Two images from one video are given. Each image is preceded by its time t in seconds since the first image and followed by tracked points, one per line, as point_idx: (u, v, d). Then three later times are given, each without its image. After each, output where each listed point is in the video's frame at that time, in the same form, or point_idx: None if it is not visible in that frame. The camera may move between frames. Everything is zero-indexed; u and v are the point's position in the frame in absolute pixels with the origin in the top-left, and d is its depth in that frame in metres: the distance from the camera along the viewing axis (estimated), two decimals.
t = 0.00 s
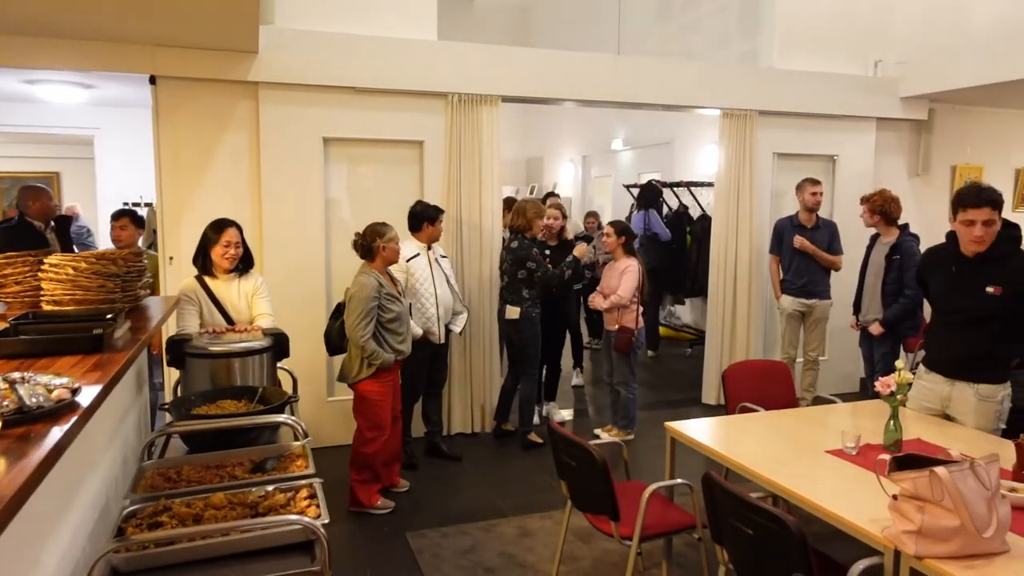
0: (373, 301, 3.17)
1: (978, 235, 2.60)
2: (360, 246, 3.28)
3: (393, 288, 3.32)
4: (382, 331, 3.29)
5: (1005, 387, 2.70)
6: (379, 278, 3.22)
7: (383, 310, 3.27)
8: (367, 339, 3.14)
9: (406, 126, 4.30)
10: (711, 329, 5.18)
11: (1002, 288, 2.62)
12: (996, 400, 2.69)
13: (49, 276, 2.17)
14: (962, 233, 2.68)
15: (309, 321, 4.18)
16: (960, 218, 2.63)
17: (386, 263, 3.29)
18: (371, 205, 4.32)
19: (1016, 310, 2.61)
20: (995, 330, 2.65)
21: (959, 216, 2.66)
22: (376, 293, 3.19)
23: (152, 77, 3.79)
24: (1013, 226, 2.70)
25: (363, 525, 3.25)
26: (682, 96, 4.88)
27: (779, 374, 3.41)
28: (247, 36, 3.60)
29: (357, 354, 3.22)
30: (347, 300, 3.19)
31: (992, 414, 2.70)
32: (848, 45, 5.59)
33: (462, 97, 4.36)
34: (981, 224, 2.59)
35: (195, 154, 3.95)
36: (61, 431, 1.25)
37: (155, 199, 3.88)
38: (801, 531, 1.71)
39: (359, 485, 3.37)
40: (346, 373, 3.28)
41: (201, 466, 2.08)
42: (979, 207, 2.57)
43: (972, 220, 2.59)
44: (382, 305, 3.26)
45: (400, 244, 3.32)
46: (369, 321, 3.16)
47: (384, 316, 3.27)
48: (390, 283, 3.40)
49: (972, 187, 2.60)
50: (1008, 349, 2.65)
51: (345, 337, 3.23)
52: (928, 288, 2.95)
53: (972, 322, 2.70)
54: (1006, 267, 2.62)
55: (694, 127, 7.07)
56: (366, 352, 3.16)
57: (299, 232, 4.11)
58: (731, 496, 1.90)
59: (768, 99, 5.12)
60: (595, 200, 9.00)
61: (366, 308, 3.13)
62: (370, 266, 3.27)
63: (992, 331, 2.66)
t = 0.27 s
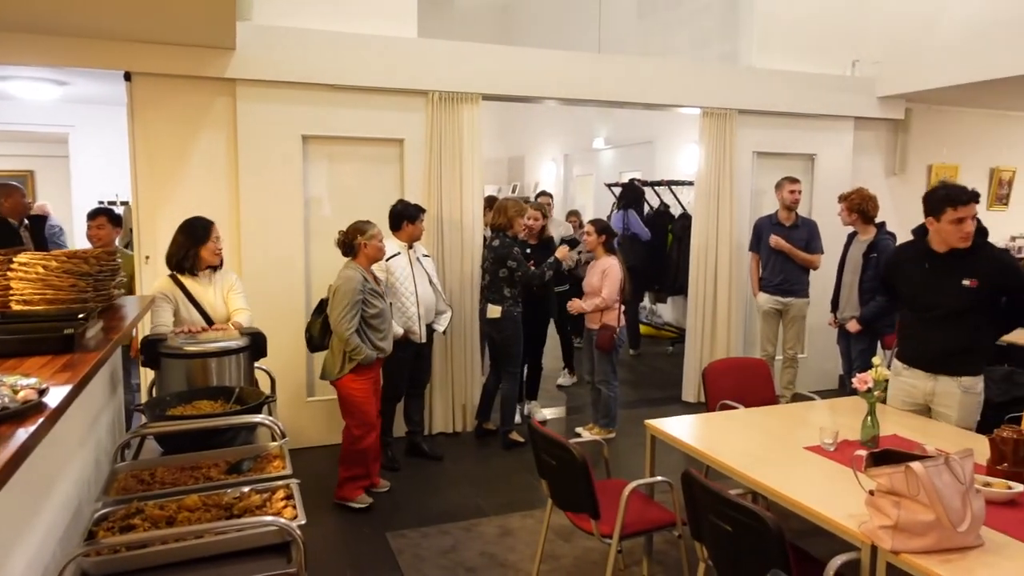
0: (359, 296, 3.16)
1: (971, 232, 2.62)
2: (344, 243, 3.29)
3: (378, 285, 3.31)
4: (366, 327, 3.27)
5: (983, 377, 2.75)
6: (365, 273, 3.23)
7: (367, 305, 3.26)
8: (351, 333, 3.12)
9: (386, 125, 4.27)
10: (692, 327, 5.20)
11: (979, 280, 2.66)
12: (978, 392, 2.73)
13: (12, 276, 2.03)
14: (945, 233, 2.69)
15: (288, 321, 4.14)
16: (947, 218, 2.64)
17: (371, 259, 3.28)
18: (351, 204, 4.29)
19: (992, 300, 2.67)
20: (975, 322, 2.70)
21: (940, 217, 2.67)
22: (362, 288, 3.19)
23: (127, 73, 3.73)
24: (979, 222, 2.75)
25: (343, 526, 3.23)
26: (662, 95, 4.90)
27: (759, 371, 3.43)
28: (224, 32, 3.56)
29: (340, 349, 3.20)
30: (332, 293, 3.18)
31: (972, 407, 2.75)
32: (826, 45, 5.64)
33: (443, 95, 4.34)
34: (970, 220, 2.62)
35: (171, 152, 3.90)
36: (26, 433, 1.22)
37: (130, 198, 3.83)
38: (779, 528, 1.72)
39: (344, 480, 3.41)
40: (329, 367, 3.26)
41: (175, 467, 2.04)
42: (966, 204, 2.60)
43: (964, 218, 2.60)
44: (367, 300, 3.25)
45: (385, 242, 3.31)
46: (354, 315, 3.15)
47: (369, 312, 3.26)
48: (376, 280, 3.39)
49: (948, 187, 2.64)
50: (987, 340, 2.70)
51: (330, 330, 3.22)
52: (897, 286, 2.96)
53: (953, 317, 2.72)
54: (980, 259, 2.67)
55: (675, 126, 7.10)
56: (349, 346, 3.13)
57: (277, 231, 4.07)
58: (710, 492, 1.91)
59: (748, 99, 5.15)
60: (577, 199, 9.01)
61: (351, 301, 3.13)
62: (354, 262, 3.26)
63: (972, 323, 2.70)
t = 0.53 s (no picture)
0: (338, 295, 3.14)
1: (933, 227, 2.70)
2: (325, 242, 3.28)
3: (358, 285, 3.29)
4: (344, 327, 3.25)
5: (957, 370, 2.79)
6: (345, 272, 3.21)
7: (346, 305, 3.24)
8: (329, 332, 3.10)
9: (366, 124, 4.24)
10: (673, 326, 5.22)
11: (950, 275, 2.73)
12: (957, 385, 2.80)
13: None
14: (908, 233, 2.74)
15: (267, 322, 4.09)
16: (909, 217, 2.70)
17: (352, 259, 3.26)
18: (331, 203, 4.26)
19: (961, 292, 2.75)
20: (950, 316, 2.76)
21: (902, 218, 2.73)
22: (341, 288, 3.17)
23: (101, 70, 3.68)
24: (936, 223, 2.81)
25: (323, 528, 3.20)
26: (643, 95, 4.91)
27: (739, 370, 3.44)
28: (201, 29, 3.51)
29: (317, 348, 3.18)
30: (312, 292, 3.17)
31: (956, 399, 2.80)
32: (804, 46, 5.69)
33: (423, 94, 4.32)
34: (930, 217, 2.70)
35: (146, 150, 3.84)
36: None
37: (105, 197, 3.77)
38: (759, 526, 1.72)
39: (314, 482, 3.37)
40: (305, 367, 3.24)
41: (149, 470, 2.01)
42: (924, 202, 2.68)
43: (925, 214, 2.67)
44: (346, 300, 3.23)
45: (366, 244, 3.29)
46: (333, 313, 3.14)
47: (348, 312, 3.24)
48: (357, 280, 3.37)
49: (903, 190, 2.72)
50: (960, 331, 2.78)
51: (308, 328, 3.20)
52: (866, 290, 2.97)
53: (931, 314, 2.76)
54: (945, 253, 2.74)
55: (656, 126, 7.13)
56: (326, 345, 3.11)
57: (255, 230, 4.02)
58: (690, 491, 1.91)
59: (728, 99, 5.18)
60: (559, 199, 9.01)
61: (330, 299, 3.11)
62: (335, 261, 3.24)
63: (947, 317, 2.76)
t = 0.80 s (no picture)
0: (310, 298, 3.13)
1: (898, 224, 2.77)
2: (304, 242, 3.25)
3: (335, 286, 3.23)
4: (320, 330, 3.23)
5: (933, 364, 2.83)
6: (319, 274, 3.18)
7: (318, 306, 3.20)
8: (301, 336, 3.10)
9: (348, 124, 4.21)
10: (657, 326, 5.24)
11: (917, 267, 2.80)
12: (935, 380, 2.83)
13: None
14: (875, 231, 2.81)
15: (249, 323, 4.05)
16: (875, 215, 2.77)
17: (328, 260, 3.23)
18: (314, 203, 4.23)
19: (928, 283, 2.82)
20: (922, 307, 2.81)
21: (868, 217, 2.81)
22: (314, 290, 3.15)
23: (79, 69, 3.63)
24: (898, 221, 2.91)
25: (306, 531, 3.17)
26: (626, 95, 4.92)
27: (721, 370, 3.46)
28: (180, 28, 3.48)
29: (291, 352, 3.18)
30: (286, 295, 3.17)
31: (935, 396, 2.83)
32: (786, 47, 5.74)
33: (406, 93, 4.30)
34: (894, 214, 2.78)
35: (124, 150, 3.79)
36: None
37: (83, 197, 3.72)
38: (742, 525, 1.72)
39: (292, 486, 3.34)
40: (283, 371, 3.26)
41: (127, 474, 1.98)
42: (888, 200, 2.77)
43: (890, 211, 2.75)
44: (322, 303, 3.20)
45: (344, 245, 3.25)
46: (305, 317, 3.13)
47: (324, 315, 3.21)
48: (337, 282, 3.34)
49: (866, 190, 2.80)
50: (932, 323, 2.83)
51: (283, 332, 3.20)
52: (836, 294, 3.00)
53: (904, 305, 2.81)
54: (908, 247, 2.83)
55: (640, 127, 7.15)
56: (298, 349, 3.11)
57: (236, 231, 3.99)
58: (673, 490, 1.91)
59: (711, 100, 5.20)
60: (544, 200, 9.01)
61: (302, 303, 3.10)
62: (313, 263, 3.23)
63: (920, 308, 2.81)
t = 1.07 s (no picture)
0: (287, 301, 3.13)
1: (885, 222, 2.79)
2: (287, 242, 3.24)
3: (314, 286, 3.19)
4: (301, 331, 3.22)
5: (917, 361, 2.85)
6: (298, 275, 3.17)
7: (296, 308, 3.17)
8: (277, 339, 3.11)
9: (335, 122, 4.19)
10: (646, 325, 5.25)
11: (901, 266, 2.82)
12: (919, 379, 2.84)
13: None
14: (863, 228, 2.82)
15: (236, 323, 4.02)
16: (863, 212, 2.79)
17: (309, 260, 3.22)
18: (301, 202, 4.21)
19: (913, 283, 2.84)
20: (906, 307, 2.83)
21: (856, 214, 2.81)
22: (291, 293, 3.14)
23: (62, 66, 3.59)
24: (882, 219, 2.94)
25: (293, 532, 3.15)
26: (614, 94, 4.92)
27: (710, 368, 3.46)
28: (165, 25, 3.44)
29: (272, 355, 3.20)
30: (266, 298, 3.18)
31: (917, 395, 2.85)
32: (772, 47, 5.77)
33: (394, 92, 4.28)
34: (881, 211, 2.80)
35: (108, 148, 3.76)
36: None
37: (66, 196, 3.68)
38: (730, 522, 1.72)
39: (279, 486, 3.32)
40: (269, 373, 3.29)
41: (110, 476, 1.96)
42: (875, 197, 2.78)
43: (878, 208, 2.77)
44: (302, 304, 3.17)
45: (327, 244, 3.22)
46: (282, 320, 3.14)
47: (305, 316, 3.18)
48: (322, 283, 3.30)
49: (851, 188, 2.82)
50: (916, 323, 2.85)
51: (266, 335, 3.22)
52: (822, 292, 3.01)
53: (887, 305, 2.83)
54: (895, 247, 2.85)
55: (628, 126, 7.16)
56: (276, 352, 3.12)
57: (222, 230, 3.96)
58: (660, 489, 1.90)
59: (699, 99, 5.21)
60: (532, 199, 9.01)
61: (277, 306, 3.12)
62: (295, 264, 3.22)
63: (904, 308, 2.83)
